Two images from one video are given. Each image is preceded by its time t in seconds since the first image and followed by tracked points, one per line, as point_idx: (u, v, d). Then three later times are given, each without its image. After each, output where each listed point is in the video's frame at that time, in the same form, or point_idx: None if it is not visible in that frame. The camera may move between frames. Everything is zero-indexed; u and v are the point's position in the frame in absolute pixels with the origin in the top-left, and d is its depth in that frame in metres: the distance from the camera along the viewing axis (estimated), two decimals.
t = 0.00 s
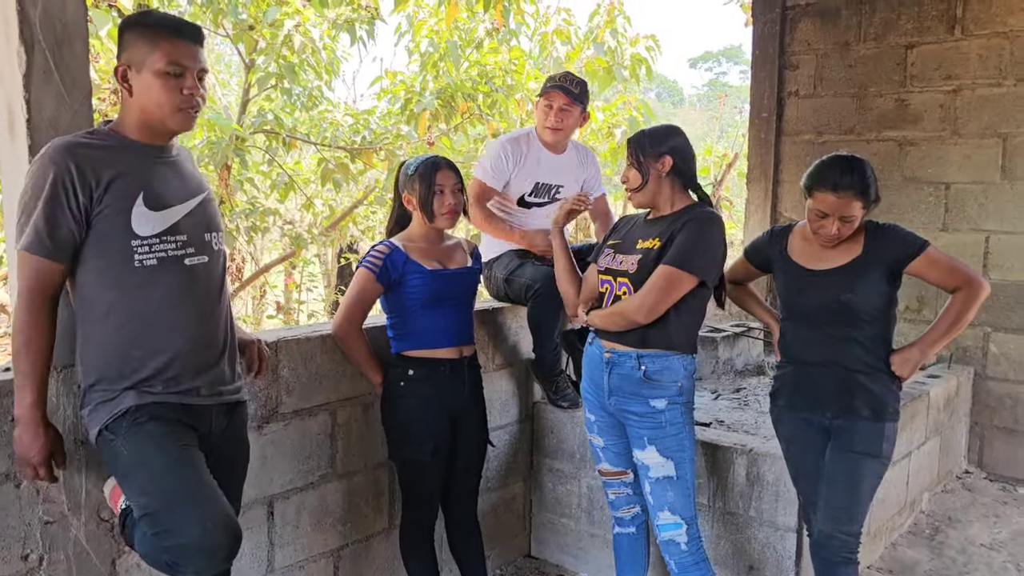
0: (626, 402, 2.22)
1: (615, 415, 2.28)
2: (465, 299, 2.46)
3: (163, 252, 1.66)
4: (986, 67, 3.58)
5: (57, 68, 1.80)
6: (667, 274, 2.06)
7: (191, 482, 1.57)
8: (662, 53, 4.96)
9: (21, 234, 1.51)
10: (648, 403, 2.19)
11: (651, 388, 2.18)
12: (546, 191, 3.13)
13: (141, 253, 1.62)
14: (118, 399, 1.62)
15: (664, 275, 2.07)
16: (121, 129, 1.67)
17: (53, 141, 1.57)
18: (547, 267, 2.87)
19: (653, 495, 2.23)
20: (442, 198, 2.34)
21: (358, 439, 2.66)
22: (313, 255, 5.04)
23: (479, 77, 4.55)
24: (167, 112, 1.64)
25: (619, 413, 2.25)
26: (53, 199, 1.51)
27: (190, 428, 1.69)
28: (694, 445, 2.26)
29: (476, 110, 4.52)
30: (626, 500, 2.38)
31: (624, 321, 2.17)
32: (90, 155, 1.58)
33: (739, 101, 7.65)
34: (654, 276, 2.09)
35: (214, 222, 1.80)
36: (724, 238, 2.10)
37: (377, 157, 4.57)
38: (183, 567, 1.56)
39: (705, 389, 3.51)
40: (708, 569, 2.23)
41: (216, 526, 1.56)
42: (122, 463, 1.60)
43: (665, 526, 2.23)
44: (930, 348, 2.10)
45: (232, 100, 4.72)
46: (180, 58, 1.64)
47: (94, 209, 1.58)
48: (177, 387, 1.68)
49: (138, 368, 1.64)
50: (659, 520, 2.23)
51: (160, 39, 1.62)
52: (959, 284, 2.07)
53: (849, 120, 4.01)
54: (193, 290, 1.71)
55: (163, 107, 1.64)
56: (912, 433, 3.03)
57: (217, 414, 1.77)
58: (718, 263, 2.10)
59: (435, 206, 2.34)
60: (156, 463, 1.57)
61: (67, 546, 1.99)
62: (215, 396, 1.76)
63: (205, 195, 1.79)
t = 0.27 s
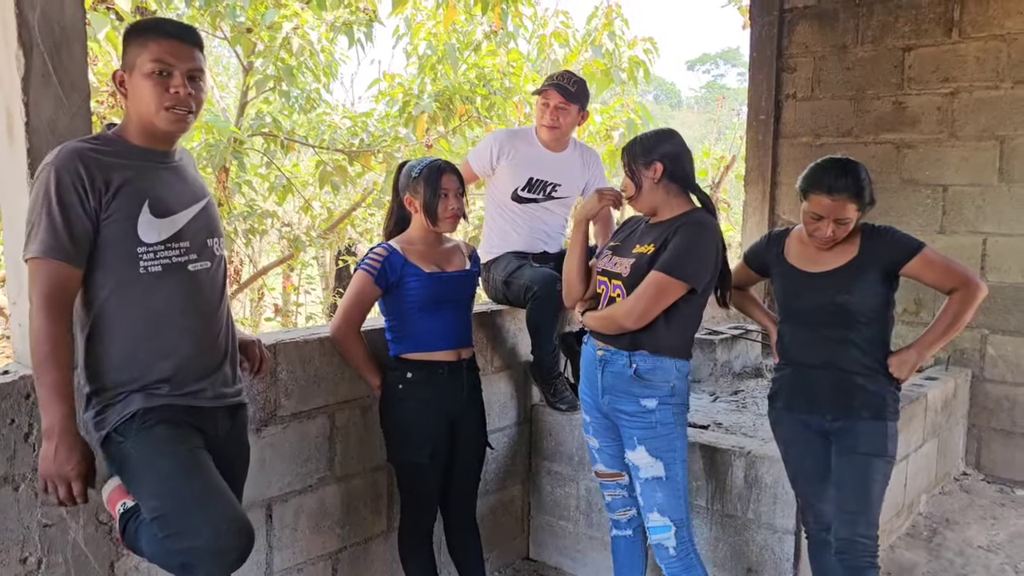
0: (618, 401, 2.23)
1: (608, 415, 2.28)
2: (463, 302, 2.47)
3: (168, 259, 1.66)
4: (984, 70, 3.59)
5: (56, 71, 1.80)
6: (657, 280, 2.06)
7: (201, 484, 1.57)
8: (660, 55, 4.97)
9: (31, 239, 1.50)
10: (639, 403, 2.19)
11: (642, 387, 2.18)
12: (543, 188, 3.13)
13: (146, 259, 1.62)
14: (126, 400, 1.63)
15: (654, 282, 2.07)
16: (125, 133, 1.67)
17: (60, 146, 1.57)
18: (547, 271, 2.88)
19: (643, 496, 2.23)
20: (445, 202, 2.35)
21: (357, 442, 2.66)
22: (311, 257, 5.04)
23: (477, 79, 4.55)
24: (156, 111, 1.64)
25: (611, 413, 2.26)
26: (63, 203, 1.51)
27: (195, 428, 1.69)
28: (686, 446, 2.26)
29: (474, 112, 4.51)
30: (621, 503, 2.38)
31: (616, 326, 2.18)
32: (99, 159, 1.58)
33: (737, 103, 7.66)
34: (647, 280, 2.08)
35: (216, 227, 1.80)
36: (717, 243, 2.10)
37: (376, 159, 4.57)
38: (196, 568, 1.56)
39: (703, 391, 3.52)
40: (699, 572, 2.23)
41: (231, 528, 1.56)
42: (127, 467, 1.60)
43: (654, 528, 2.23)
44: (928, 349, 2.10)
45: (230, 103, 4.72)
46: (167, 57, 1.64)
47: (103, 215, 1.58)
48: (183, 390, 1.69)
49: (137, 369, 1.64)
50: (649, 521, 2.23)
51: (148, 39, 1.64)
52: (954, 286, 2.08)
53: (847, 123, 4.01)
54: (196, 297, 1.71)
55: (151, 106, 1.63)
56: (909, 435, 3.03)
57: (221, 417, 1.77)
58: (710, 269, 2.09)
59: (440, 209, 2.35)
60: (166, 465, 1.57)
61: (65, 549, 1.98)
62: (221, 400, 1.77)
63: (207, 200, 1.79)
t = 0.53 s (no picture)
0: (610, 402, 2.23)
1: (602, 415, 2.29)
2: (462, 304, 2.47)
3: (171, 265, 1.65)
4: (982, 72, 3.59)
5: (55, 74, 1.81)
6: (639, 285, 2.06)
7: (209, 482, 1.59)
8: (659, 58, 4.97)
9: (40, 239, 1.50)
10: (629, 405, 2.19)
11: (633, 389, 2.17)
12: (538, 188, 3.14)
13: (148, 265, 1.62)
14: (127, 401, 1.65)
15: (636, 286, 2.06)
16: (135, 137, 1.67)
17: (70, 147, 1.57)
18: (547, 271, 2.88)
19: (631, 499, 2.23)
20: (449, 204, 2.36)
21: (355, 444, 2.65)
22: (310, 260, 5.03)
23: (476, 82, 4.55)
24: (164, 114, 1.64)
25: (605, 413, 2.26)
26: (71, 206, 1.51)
27: (196, 430, 1.69)
28: (677, 453, 2.23)
29: (473, 114, 4.53)
30: (620, 505, 2.38)
31: (605, 330, 2.18)
32: (107, 162, 1.58)
33: (735, 105, 7.67)
34: (631, 284, 2.08)
35: (222, 233, 1.80)
36: (704, 245, 2.06)
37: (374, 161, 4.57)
38: (209, 565, 1.56)
39: (702, 393, 3.52)
40: None
41: (242, 524, 1.57)
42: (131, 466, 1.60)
43: (640, 532, 2.23)
44: (928, 352, 2.10)
45: (228, 105, 4.72)
46: (175, 60, 1.64)
47: (111, 218, 1.57)
48: (186, 393, 1.70)
49: (136, 369, 1.64)
50: (636, 526, 2.24)
51: (155, 44, 1.64)
52: (954, 287, 2.08)
53: (846, 125, 4.02)
54: (198, 303, 1.70)
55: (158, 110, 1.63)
56: (908, 437, 3.03)
57: (221, 418, 1.78)
58: (695, 272, 2.06)
59: (444, 211, 2.35)
60: (174, 465, 1.59)
61: (64, 552, 1.98)
62: (222, 401, 1.77)
63: (213, 207, 1.79)
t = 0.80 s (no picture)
0: (602, 404, 2.24)
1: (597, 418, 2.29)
2: (461, 306, 2.47)
3: (168, 270, 1.66)
4: (979, 74, 3.60)
5: (53, 75, 1.81)
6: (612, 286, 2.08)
7: (207, 482, 1.58)
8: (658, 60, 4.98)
9: (32, 240, 1.52)
10: (617, 408, 2.19)
11: (621, 393, 2.17)
12: (535, 186, 3.14)
13: (145, 270, 1.62)
14: (125, 402, 1.63)
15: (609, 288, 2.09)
16: (142, 139, 1.68)
17: (72, 150, 1.58)
18: (547, 271, 2.89)
19: (618, 504, 2.24)
20: (452, 206, 2.37)
21: (354, 446, 2.65)
22: (309, 262, 5.03)
23: (475, 84, 4.56)
24: (168, 116, 1.64)
25: (600, 416, 2.27)
26: (66, 209, 1.52)
27: (196, 430, 1.69)
28: (665, 462, 2.20)
29: (472, 116, 4.53)
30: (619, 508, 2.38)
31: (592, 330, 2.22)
32: (109, 166, 1.59)
33: (734, 108, 7.68)
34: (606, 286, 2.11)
35: (223, 240, 1.80)
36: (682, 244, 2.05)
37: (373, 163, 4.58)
38: (206, 566, 1.57)
39: (701, 396, 3.52)
40: None
41: (238, 524, 1.58)
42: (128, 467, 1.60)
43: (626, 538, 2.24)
44: (926, 356, 2.11)
45: (228, 107, 4.72)
46: (178, 61, 1.65)
47: (108, 223, 1.58)
48: (185, 396, 1.69)
49: (135, 371, 1.64)
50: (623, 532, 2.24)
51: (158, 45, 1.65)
52: (954, 290, 2.08)
53: (844, 128, 4.02)
54: (197, 307, 1.71)
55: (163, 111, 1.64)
56: (907, 439, 3.03)
57: (219, 420, 1.78)
58: (671, 272, 2.05)
59: (447, 213, 2.36)
60: (170, 467, 1.58)
61: (61, 554, 1.98)
62: (220, 402, 1.78)
63: (218, 212, 1.80)
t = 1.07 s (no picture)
0: (599, 407, 2.25)
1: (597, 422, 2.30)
2: (458, 307, 2.47)
3: (154, 273, 1.65)
4: (978, 76, 3.60)
5: (49, 76, 1.80)
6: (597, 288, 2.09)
7: (195, 482, 1.57)
8: (657, 61, 4.98)
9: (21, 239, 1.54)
10: (611, 412, 2.19)
11: (614, 397, 2.17)
12: (532, 184, 3.13)
13: (131, 271, 1.62)
14: (115, 402, 1.62)
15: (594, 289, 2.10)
16: (136, 142, 1.68)
17: (61, 150, 1.59)
18: (547, 272, 2.89)
19: (614, 508, 2.25)
20: (451, 206, 2.37)
21: (351, 447, 2.65)
22: (308, 263, 5.02)
23: (474, 85, 4.55)
24: (161, 117, 1.64)
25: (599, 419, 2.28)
26: (50, 211, 1.53)
27: (187, 431, 1.69)
28: (660, 467, 2.20)
29: (470, 117, 4.51)
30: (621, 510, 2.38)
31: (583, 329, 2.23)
32: (95, 168, 1.58)
33: (733, 109, 7.68)
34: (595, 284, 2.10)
35: (216, 242, 1.80)
36: (670, 248, 2.04)
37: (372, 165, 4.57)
38: (191, 567, 1.55)
39: (699, 397, 3.52)
40: None
41: (223, 526, 1.55)
42: (116, 467, 1.60)
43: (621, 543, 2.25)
44: (924, 358, 2.11)
45: (226, 108, 4.72)
46: (171, 62, 1.65)
47: (92, 224, 1.58)
48: (176, 397, 1.68)
49: (131, 371, 1.64)
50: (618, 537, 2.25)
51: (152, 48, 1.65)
52: (954, 293, 2.07)
53: (843, 129, 4.02)
54: (188, 308, 1.71)
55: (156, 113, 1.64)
56: (905, 441, 3.03)
57: (210, 421, 1.77)
58: (659, 275, 2.04)
59: (446, 214, 2.36)
60: (158, 467, 1.57)
61: (57, 556, 1.97)
62: (212, 403, 1.77)
63: (213, 213, 1.80)
